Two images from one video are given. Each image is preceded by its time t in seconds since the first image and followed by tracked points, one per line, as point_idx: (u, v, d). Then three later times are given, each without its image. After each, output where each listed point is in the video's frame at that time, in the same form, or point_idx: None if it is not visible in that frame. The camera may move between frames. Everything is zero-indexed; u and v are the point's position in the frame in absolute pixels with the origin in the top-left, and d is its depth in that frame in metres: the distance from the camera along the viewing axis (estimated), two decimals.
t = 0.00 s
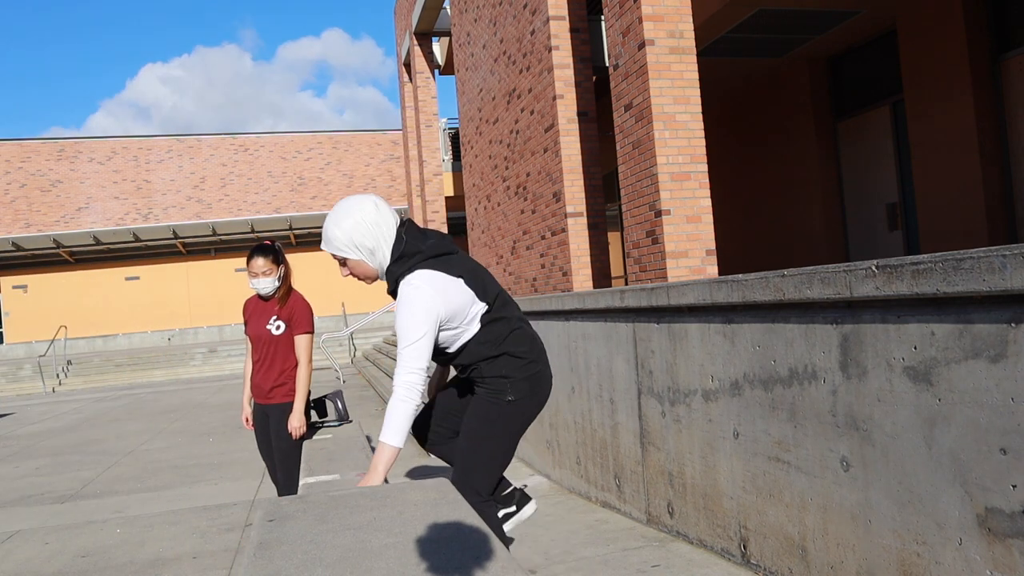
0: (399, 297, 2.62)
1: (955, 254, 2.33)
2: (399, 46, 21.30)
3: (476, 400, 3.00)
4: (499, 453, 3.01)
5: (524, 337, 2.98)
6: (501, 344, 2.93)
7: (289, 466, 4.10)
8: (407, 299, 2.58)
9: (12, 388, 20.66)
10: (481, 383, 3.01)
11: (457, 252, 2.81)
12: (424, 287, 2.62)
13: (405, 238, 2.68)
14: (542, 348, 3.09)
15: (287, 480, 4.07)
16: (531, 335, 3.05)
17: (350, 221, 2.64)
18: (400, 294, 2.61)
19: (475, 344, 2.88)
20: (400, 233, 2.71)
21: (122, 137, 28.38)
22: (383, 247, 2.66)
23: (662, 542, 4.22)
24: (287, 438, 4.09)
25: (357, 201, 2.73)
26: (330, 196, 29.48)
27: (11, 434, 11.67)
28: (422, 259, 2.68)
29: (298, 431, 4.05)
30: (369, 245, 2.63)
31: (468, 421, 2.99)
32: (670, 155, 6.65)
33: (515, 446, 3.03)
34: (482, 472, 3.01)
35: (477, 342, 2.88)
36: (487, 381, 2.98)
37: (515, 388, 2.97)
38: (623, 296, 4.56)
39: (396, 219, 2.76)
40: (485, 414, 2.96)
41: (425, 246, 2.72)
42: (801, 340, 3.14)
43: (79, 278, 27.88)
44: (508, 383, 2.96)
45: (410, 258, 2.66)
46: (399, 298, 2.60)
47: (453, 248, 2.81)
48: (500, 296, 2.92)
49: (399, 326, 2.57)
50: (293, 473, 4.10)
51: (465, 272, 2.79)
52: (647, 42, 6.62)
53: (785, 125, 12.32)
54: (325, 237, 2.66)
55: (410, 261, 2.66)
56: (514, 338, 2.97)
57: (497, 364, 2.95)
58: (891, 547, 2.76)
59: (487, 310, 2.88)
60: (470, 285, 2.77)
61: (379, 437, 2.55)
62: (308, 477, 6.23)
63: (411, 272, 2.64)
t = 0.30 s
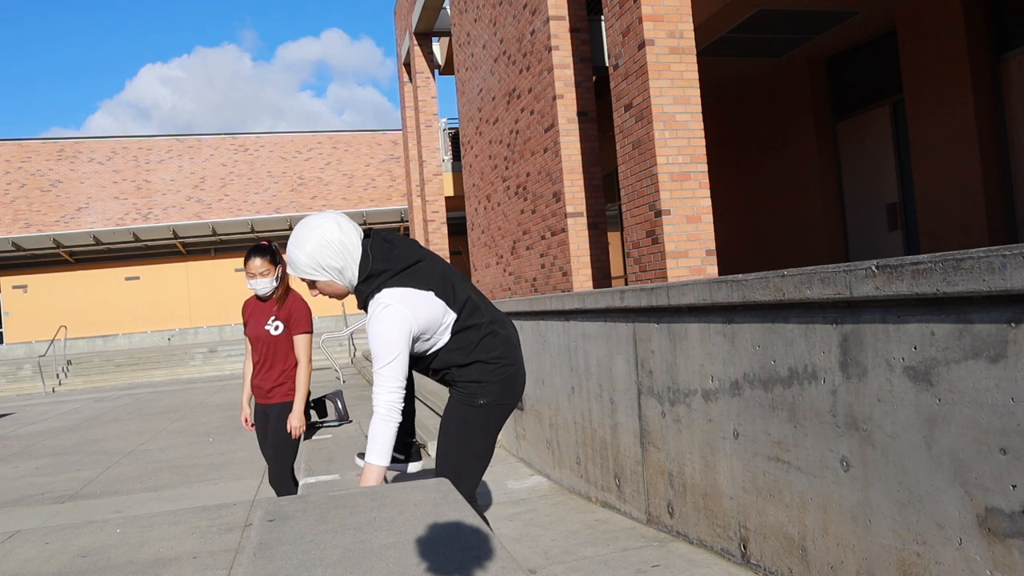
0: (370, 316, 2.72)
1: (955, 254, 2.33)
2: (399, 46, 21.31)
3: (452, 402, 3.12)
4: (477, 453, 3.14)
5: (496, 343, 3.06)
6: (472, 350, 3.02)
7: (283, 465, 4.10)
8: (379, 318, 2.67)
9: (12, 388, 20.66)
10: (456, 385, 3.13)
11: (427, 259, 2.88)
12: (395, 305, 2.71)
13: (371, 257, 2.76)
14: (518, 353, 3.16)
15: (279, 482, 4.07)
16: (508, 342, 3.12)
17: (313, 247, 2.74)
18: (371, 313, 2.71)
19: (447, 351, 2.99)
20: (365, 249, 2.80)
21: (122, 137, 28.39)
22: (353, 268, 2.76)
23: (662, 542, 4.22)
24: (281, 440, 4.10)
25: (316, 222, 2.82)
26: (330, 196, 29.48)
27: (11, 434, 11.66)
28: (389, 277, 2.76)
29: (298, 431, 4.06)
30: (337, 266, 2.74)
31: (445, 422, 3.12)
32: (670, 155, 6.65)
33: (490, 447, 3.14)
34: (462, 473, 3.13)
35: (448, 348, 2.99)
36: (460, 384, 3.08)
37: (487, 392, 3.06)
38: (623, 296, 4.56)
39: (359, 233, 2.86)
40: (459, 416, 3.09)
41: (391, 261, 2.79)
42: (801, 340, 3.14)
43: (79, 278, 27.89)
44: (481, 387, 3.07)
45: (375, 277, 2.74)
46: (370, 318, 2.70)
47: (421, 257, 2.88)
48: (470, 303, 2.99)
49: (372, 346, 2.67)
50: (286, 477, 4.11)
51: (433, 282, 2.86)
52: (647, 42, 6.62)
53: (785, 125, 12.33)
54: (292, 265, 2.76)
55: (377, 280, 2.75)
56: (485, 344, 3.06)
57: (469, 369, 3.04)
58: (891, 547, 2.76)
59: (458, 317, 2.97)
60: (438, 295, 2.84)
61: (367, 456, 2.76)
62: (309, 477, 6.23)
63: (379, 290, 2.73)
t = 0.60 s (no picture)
0: (338, 341, 2.68)
1: (955, 254, 2.33)
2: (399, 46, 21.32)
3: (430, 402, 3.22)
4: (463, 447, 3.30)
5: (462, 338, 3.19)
6: (442, 352, 3.12)
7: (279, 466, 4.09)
8: (349, 340, 2.64)
9: (12, 388, 20.66)
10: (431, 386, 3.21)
11: (381, 273, 2.86)
12: (363, 324, 2.69)
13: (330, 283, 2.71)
14: (481, 343, 3.31)
15: (277, 484, 4.07)
16: (470, 334, 3.25)
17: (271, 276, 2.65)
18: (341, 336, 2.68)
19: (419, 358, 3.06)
20: (320, 271, 2.75)
21: (122, 137, 28.40)
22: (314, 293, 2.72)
23: (661, 542, 4.22)
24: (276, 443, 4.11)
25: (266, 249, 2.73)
26: (330, 196, 29.49)
27: (10, 434, 11.67)
28: (348, 299, 2.72)
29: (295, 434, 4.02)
30: (298, 293, 2.68)
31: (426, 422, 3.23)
32: (670, 155, 6.65)
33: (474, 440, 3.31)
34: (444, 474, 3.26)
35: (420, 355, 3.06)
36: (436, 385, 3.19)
37: (463, 386, 3.22)
38: (623, 297, 4.56)
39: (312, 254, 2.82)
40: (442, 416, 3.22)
41: (349, 281, 2.76)
42: (801, 340, 3.14)
43: (79, 278, 27.89)
44: (457, 383, 3.21)
45: (337, 301, 2.71)
46: (340, 342, 2.66)
47: (375, 272, 2.84)
48: (432, 307, 3.04)
49: (345, 369, 2.64)
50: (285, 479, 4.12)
51: (394, 293, 2.87)
52: (647, 42, 6.62)
53: (785, 125, 12.33)
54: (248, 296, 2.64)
55: (339, 304, 2.72)
56: (453, 342, 3.17)
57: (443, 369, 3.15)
58: (891, 547, 2.76)
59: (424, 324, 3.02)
60: (401, 306, 2.87)
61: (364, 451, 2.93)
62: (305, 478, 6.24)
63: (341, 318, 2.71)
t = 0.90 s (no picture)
0: (321, 350, 2.90)
1: (955, 254, 2.33)
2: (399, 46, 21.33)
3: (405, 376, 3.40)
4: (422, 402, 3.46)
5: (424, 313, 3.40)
6: (410, 331, 3.34)
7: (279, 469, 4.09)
8: (334, 345, 2.87)
9: (12, 388, 20.68)
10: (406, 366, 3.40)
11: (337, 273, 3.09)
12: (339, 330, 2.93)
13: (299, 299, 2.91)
14: (446, 316, 3.51)
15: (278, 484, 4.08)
16: (432, 308, 3.45)
17: (237, 302, 2.83)
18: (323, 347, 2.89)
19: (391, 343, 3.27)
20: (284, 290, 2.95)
21: (122, 137, 28.40)
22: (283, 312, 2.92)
23: (662, 542, 4.22)
24: (272, 447, 4.17)
25: (229, 277, 2.91)
26: (330, 196, 29.49)
27: (10, 434, 11.66)
28: (320, 306, 2.94)
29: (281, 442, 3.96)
30: (269, 314, 2.88)
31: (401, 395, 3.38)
32: (670, 155, 6.65)
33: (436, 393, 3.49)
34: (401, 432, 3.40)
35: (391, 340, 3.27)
36: (411, 363, 3.40)
37: (435, 358, 3.43)
38: (623, 296, 4.56)
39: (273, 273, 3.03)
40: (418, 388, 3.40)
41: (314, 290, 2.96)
42: (801, 339, 3.14)
43: (79, 278, 27.89)
44: (429, 357, 3.42)
45: (314, 310, 2.92)
46: (323, 350, 2.88)
47: (330, 271, 3.08)
48: (391, 293, 3.26)
49: (330, 374, 2.87)
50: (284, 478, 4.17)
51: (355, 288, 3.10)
52: (647, 42, 6.62)
53: (785, 125, 12.33)
54: (218, 327, 2.80)
55: (314, 314, 2.92)
56: (419, 321, 3.38)
57: (414, 346, 3.37)
58: (891, 547, 2.76)
59: (387, 310, 3.24)
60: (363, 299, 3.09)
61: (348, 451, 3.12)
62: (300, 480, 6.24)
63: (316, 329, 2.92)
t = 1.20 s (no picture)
0: (316, 349, 2.92)
1: (955, 254, 2.33)
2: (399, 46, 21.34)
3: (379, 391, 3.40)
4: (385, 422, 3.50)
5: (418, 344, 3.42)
6: (402, 357, 3.35)
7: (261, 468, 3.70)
8: (331, 345, 2.90)
9: (12, 388, 20.69)
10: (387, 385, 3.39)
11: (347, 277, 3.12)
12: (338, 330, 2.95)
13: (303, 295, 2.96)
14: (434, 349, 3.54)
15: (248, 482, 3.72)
16: (426, 339, 3.47)
17: (239, 287, 2.87)
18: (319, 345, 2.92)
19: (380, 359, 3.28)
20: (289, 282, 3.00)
21: (122, 137, 28.40)
22: (284, 303, 2.95)
23: (662, 542, 4.22)
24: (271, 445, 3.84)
25: (234, 263, 2.95)
26: (330, 196, 29.48)
27: (10, 434, 11.66)
28: (324, 306, 2.97)
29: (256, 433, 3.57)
30: (269, 304, 2.90)
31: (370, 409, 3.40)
32: (670, 155, 6.65)
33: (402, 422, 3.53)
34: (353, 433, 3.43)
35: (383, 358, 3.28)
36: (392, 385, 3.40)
37: (415, 388, 3.47)
38: (623, 296, 4.56)
39: (278, 262, 3.06)
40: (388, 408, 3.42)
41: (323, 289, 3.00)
42: (801, 339, 3.14)
43: (79, 278, 27.89)
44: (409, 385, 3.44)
45: (315, 310, 2.96)
46: (319, 349, 2.91)
47: (339, 274, 3.09)
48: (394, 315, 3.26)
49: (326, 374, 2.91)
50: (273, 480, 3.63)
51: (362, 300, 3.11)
52: (647, 42, 6.62)
53: (785, 125, 12.33)
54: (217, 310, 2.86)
55: (316, 313, 2.96)
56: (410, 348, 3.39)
57: (401, 372, 3.39)
58: (891, 547, 2.76)
59: (388, 330, 3.24)
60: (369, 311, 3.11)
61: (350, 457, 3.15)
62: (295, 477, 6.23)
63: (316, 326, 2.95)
